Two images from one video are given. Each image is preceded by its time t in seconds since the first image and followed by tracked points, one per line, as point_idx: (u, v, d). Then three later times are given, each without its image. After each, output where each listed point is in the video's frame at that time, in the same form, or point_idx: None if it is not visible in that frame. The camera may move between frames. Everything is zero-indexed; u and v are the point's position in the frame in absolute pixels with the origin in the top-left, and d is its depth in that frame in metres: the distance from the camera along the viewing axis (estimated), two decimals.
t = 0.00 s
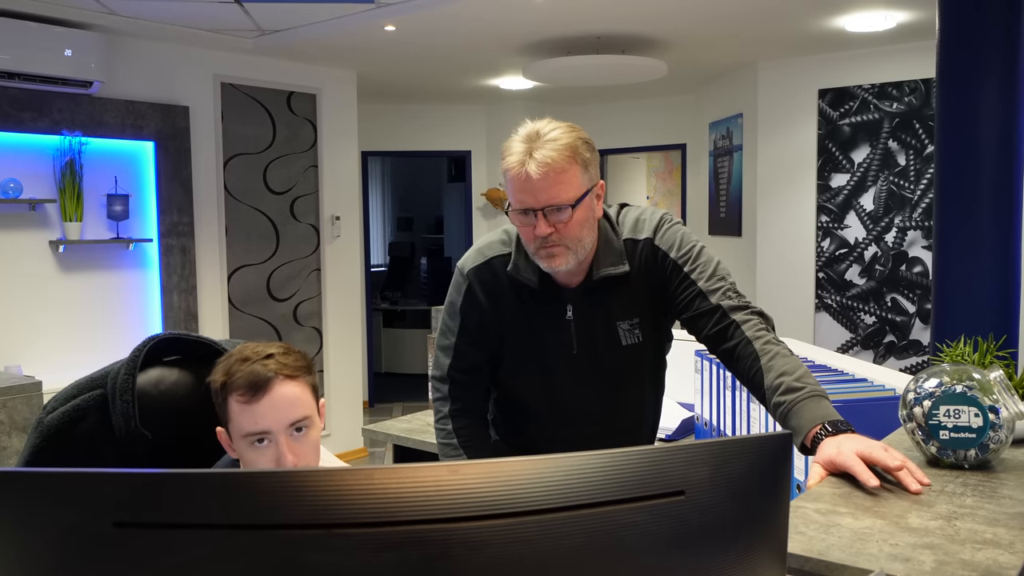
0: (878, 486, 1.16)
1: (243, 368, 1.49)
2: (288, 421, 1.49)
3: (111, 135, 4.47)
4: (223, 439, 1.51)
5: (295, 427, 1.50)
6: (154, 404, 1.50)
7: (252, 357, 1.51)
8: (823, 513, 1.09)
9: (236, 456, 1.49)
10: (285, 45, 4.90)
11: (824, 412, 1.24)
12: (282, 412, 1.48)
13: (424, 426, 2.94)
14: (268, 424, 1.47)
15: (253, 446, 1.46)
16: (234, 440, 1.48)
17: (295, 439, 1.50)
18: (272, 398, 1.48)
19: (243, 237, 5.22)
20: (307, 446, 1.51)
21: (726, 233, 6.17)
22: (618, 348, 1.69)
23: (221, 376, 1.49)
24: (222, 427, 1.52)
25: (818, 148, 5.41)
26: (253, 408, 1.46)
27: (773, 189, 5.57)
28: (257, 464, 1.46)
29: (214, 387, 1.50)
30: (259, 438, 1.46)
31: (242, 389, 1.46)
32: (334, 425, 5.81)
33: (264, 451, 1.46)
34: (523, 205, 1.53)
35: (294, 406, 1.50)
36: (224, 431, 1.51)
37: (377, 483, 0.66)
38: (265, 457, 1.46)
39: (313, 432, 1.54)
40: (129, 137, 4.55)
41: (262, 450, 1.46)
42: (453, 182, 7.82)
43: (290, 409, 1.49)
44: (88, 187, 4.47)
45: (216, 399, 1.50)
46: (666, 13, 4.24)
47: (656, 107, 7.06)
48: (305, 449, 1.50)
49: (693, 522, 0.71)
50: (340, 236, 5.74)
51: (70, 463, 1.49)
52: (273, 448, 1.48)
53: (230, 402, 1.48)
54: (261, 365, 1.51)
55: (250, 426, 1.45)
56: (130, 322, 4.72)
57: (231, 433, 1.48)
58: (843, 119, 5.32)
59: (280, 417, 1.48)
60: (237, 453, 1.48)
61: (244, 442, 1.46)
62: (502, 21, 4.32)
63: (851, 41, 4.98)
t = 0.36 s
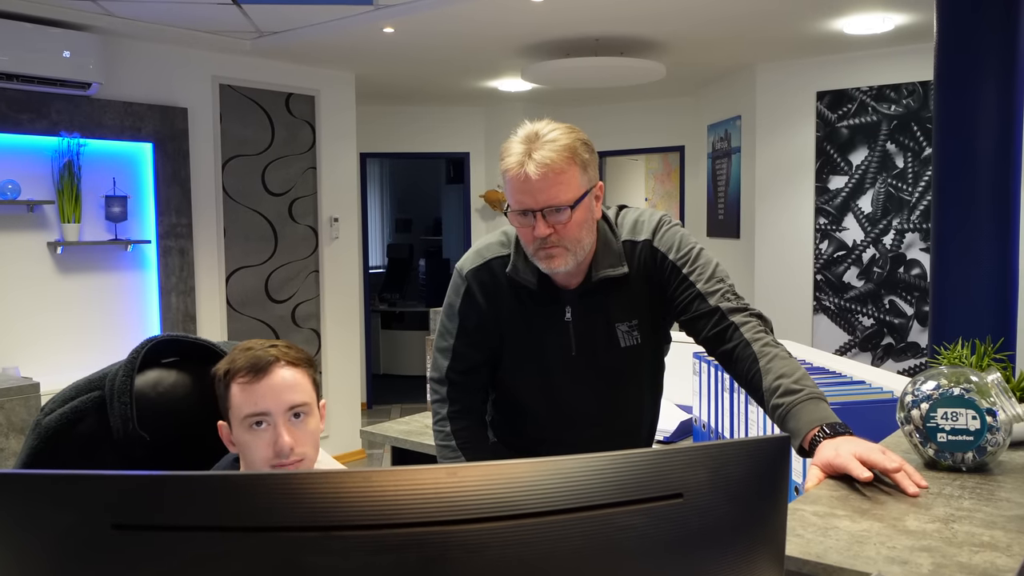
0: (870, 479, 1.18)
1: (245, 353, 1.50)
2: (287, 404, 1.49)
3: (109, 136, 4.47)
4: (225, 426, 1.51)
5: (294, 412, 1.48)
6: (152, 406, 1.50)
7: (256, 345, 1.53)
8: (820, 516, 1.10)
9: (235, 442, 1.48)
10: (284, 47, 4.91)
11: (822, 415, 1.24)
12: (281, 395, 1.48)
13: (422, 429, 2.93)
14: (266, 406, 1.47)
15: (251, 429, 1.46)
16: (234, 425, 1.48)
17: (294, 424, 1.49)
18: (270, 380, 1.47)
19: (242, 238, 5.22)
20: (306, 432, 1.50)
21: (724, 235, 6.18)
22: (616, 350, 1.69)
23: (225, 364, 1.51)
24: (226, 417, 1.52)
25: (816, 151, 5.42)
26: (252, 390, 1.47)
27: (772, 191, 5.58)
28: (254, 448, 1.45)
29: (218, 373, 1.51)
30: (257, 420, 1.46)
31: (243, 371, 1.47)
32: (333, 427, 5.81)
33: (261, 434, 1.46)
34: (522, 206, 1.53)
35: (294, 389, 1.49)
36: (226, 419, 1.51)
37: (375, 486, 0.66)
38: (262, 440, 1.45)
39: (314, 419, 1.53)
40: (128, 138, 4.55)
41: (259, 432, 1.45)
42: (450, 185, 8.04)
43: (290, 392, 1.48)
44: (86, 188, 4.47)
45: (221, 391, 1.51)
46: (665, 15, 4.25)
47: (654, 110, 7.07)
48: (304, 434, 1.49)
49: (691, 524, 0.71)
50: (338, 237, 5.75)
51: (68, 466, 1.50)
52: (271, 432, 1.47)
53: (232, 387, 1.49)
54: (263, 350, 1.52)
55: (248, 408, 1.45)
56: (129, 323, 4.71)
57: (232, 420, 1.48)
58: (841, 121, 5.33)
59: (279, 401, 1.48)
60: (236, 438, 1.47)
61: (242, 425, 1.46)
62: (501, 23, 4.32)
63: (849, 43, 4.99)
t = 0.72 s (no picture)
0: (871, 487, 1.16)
1: (247, 349, 1.53)
2: (289, 396, 1.50)
3: (108, 138, 4.47)
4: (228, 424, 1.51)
5: (296, 403, 1.50)
6: (151, 408, 1.50)
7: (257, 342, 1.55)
8: (819, 519, 1.10)
9: (235, 437, 1.48)
10: (283, 48, 4.91)
11: (822, 417, 1.25)
12: (283, 386, 1.50)
13: (421, 430, 2.93)
14: (268, 397, 1.48)
15: (253, 420, 1.46)
16: (235, 419, 1.48)
17: (295, 416, 1.50)
18: (273, 372, 1.50)
19: (241, 240, 5.22)
20: (307, 425, 1.51)
21: (723, 237, 6.18)
22: (615, 352, 1.69)
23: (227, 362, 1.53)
24: (227, 415, 1.53)
25: (815, 153, 5.42)
26: (255, 381, 1.48)
27: (771, 193, 5.58)
28: (256, 439, 1.46)
29: (221, 371, 1.52)
30: (259, 411, 1.47)
31: (246, 364, 1.49)
32: (331, 428, 5.81)
33: (263, 424, 1.46)
34: (520, 209, 1.53)
35: (295, 381, 1.52)
36: (229, 416, 1.51)
37: (374, 488, 0.66)
38: (264, 430, 1.46)
39: (313, 414, 1.54)
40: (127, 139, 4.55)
41: (261, 422, 1.46)
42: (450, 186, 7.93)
43: (292, 383, 1.51)
44: (85, 189, 4.47)
45: (222, 389, 1.52)
46: (664, 17, 4.25)
47: (652, 112, 7.08)
48: (305, 426, 1.50)
49: (689, 527, 0.71)
50: (337, 239, 5.75)
51: (66, 468, 1.49)
52: (273, 423, 1.48)
53: (234, 382, 1.50)
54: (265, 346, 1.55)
55: (251, 398, 1.47)
56: (127, 324, 4.71)
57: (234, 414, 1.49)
58: (840, 124, 5.33)
59: (281, 392, 1.50)
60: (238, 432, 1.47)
61: (245, 417, 1.46)
62: (501, 25, 4.33)
63: (848, 46, 5.00)
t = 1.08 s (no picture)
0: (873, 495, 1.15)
1: (249, 350, 1.53)
2: (290, 396, 1.49)
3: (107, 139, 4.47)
4: (229, 424, 1.51)
5: (296, 403, 1.49)
6: (151, 410, 1.50)
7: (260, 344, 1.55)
8: (818, 521, 1.09)
9: (236, 436, 1.48)
10: (282, 50, 4.91)
11: (821, 420, 1.25)
12: (283, 385, 1.49)
13: (420, 432, 2.93)
14: (268, 397, 1.47)
15: (253, 419, 1.46)
16: (236, 419, 1.48)
17: (295, 415, 1.49)
18: (274, 371, 1.50)
19: (240, 241, 5.22)
20: (307, 425, 1.50)
21: (723, 240, 6.19)
22: (615, 354, 1.69)
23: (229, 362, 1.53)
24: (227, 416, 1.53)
25: (814, 156, 5.43)
26: (256, 380, 1.48)
27: (770, 195, 5.58)
28: (255, 438, 1.45)
29: (223, 370, 1.53)
30: (259, 410, 1.46)
31: (248, 364, 1.50)
32: (330, 430, 5.80)
33: (262, 423, 1.46)
34: (521, 210, 1.53)
35: (296, 381, 1.51)
36: (230, 416, 1.51)
37: (374, 491, 0.65)
38: (264, 429, 1.46)
39: (314, 414, 1.53)
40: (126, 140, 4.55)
41: (261, 422, 1.46)
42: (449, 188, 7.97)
43: (292, 382, 1.50)
44: (85, 190, 4.47)
45: (224, 390, 1.52)
46: (664, 19, 4.25)
47: (651, 114, 7.09)
48: (305, 426, 1.49)
49: (689, 530, 0.71)
50: (336, 241, 5.75)
51: (65, 470, 1.49)
52: (272, 422, 1.47)
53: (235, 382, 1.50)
54: (266, 346, 1.55)
55: (251, 397, 1.46)
56: (126, 326, 4.71)
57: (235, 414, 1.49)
58: (840, 126, 5.34)
59: (282, 391, 1.49)
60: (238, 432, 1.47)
61: (245, 416, 1.46)
62: (501, 26, 4.33)
63: (848, 48, 5.00)
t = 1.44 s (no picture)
0: (877, 501, 1.15)
1: (247, 348, 1.53)
2: (286, 397, 1.51)
3: (108, 141, 4.47)
4: (223, 422, 1.50)
5: (292, 404, 1.51)
6: (151, 412, 1.50)
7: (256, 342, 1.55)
8: (819, 523, 1.10)
9: (230, 435, 1.48)
10: (283, 52, 4.92)
11: (822, 421, 1.25)
12: (281, 386, 1.50)
13: (420, 433, 2.93)
14: (265, 397, 1.48)
15: (249, 419, 1.47)
16: (230, 417, 1.48)
17: (291, 416, 1.51)
18: (271, 372, 1.50)
19: (240, 243, 5.22)
20: (302, 426, 1.51)
21: (722, 241, 6.20)
22: (616, 355, 1.69)
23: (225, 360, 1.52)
24: (223, 413, 1.52)
25: (814, 157, 5.43)
26: (253, 380, 1.48)
27: (770, 198, 5.59)
28: (250, 438, 1.46)
29: (218, 369, 1.52)
30: (255, 410, 1.47)
31: (244, 363, 1.50)
32: (330, 431, 5.80)
33: (258, 423, 1.47)
34: (523, 210, 1.54)
35: (293, 382, 1.52)
36: (225, 414, 1.50)
37: (374, 493, 0.65)
38: (259, 429, 1.47)
39: (309, 415, 1.54)
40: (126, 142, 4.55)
41: (257, 422, 1.46)
42: (449, 189, 7.94)
43: (289, 383, 1.51)
44: (85, 192, 4.47)
45: (218, 387, 1.52)
46: (664, 21, 4.26)
47: (651, 116, 7.09)
48: (300, 427, 1.51)
49: (690, 532, 0.71)
50: (336, 243, 5.75)
51: (65, 473, 1.49)
52: (268, 422, 1.48)
53: (231, 380, 1.50)
54: (263, 346, 1.55)
55: (248, 397, 1.47)
56: (126, 327, 4.71)
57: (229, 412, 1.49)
58: (840, 128, 5.34)
59: (279, 392, 1.50)
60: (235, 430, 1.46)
61: (241, 415, 1.46)
62: (501, 28, 4.33)
63: (848, 50, 5.01)
